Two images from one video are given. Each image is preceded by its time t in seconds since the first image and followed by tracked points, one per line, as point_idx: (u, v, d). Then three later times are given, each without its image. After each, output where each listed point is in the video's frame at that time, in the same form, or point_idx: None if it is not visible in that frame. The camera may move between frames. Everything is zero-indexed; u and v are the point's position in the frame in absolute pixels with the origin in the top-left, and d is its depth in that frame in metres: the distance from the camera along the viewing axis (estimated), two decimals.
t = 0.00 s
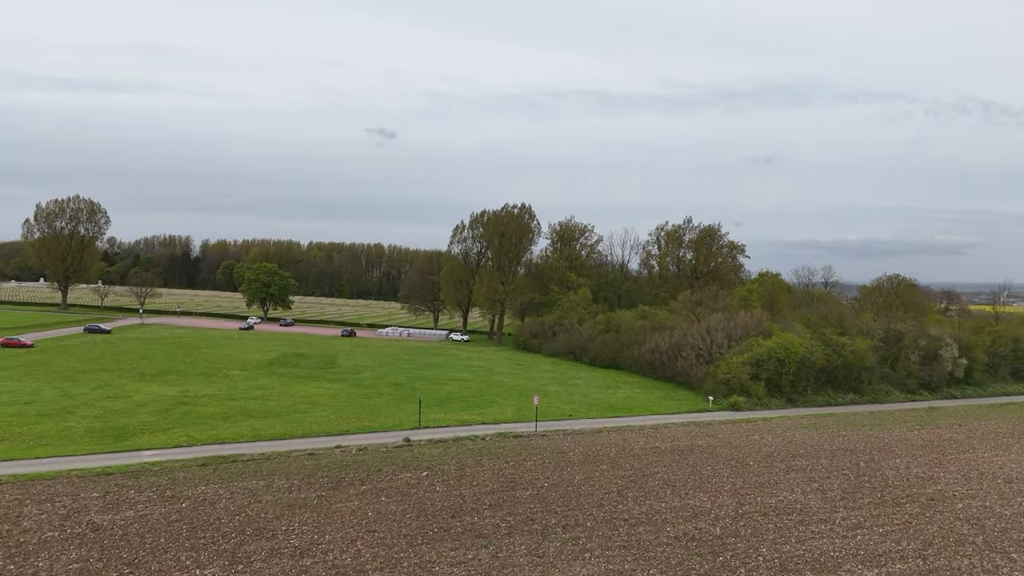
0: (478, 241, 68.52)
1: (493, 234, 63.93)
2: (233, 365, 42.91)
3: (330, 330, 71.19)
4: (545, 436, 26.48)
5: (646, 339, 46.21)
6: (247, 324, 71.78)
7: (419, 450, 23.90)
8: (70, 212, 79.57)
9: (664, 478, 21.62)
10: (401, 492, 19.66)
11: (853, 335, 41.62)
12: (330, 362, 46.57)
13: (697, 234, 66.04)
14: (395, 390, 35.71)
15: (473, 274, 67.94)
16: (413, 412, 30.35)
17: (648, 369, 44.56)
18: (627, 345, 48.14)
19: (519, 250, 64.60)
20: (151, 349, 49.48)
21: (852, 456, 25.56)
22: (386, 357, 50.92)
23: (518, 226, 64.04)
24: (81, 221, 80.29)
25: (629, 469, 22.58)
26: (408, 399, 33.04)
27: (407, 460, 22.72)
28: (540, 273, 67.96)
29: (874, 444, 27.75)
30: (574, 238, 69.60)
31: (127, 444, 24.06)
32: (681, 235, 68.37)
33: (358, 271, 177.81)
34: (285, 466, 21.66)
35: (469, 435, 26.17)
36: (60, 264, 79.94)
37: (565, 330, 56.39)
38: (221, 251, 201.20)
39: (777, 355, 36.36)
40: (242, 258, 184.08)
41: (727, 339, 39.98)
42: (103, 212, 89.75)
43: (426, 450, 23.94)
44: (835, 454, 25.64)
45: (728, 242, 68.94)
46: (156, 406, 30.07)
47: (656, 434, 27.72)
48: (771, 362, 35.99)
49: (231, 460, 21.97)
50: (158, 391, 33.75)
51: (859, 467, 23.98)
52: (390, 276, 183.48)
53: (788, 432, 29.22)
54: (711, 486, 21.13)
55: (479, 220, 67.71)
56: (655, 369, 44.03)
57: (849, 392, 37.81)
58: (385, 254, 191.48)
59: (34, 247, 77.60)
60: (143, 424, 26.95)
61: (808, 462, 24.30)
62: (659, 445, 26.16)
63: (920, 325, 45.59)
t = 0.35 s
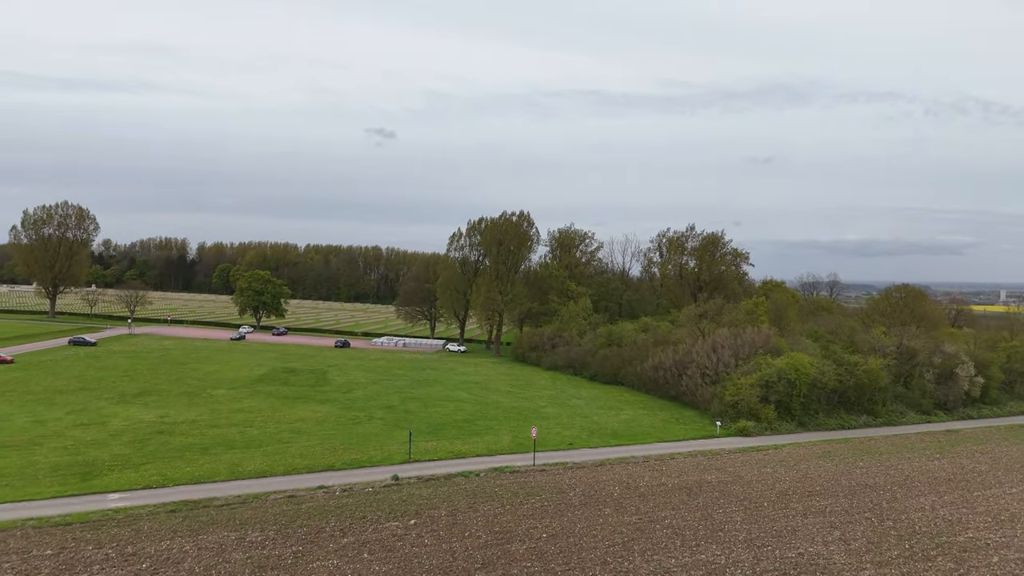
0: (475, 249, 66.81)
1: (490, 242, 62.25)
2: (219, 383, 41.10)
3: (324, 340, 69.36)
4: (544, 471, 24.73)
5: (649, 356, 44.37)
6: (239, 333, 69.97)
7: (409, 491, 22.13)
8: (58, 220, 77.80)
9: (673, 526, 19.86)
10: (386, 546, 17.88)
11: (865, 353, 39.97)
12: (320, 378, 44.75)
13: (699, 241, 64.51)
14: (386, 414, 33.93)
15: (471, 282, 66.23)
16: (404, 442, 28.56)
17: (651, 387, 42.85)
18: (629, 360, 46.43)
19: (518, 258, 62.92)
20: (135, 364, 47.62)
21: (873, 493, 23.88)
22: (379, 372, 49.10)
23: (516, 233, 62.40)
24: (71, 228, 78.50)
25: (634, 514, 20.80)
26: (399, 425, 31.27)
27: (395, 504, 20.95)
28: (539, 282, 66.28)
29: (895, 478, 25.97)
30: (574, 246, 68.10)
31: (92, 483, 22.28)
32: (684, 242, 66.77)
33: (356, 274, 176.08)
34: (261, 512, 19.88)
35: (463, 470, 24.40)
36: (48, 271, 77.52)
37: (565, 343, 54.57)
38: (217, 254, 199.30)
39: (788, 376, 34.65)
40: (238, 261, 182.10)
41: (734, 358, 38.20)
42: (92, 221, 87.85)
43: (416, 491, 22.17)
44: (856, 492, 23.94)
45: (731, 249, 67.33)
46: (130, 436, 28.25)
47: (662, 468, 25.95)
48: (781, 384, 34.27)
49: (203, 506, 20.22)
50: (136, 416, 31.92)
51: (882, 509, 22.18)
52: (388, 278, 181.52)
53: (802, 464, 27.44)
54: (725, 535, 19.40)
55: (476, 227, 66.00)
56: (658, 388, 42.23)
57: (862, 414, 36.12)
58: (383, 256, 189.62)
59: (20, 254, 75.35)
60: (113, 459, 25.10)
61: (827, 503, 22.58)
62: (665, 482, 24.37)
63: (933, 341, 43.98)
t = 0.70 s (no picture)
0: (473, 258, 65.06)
1: (489, 251, 60.65)
2: (204, 404, 39.30)
3: (318, 350, 67.58)
4: (543, 513, 22.96)
5: (653, 374, 42.59)
6: (231, 343, 68.18)
7: (397, 540, 20.33)
8: (48, 228, 75.95)
9: None
10: None
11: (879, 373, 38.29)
12: (311, 397, 42.97)
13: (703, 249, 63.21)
14: (377, 440, 32.15)
15: (468, 293, 64.49)
16: (394, 475, 26.79)
17: (655, 407, 41.15)
18: (631, 377, 44.72)
19: (517, 266, 61.23)
20: (120, 381, 45.85)
21: (899, 537, 22.15)
22: (373, 388, 47.33)
23: (515, 241, 60.77)
24: (60, 236, 76.39)
25: (642, 567, 19.04)
26: (389, 456, 29.48)
27: (380, 556, 19.16)
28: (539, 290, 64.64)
29: (920, 518, 24.19)
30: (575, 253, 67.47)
31: (53, 530, 20.57)
32: (687, 250, 65.30)
33: (354, 277, 174.49)
34: (233, 568, 18.10)
35: (455, 513, 22.63)
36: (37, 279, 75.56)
37: (566, 357, 52.79)
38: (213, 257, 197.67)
39: (800, 400, 32.94)
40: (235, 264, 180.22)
41: (743, 378, 36.45)
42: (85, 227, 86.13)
43: (404, 539, 20.41)
44: (880, 536, 22.19)
45: (736, 257, 65.83)
46: (102, 470, 26.45)
47: (670, 507, 24.17)
48: (794, 408, 32.55)
49: (169, 562, 18.48)
50: (111, 445, 30.11)
51: (911, 559, 20.39)
52: (387, 281, 179.83)
53: (819, 500, 25.65)
54: None
55: (474, 235, 64.25)
56: (663, 408, 40.47)
57: (878, 439, 34.42)
58: (382, 259, 187.72)
59: (8, 261, 73.54)
60: (80, 499, 23.29)
61: (850, 550, 20.83)
62: (674, 525, 22.55)
63: (948, 358, 42.32)
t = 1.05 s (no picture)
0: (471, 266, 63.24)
1: (488, 259, 58.90)
2: (187, 426, 37.44)
3: (312, 360, 65.73)
4: (543, 561, 21.15)
5: (658, 393, 40.78)
6: (222, 354, 66.30)
7: None
8: (38, 236, 74.07)
9: None
10: None
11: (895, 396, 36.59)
12: (301, 416, 41.11)
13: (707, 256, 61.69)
14: (367, 470, 30.31)
15: (466, 302, 62.67)
16: (382, 514, 24.97)
17: (661, 428, 39.39)
18: (635, 395, 42.97)
19: (516, 275, 59.39)
20: (103, 398, 44.03)
21: None
22: (367, 405, 45.46)
23: (514, 250, 58.95)
24: (51, 245, 74.61)
25: None
26: (379, 489, 27.65)
27: None
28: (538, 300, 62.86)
29: (949, 563, 22.33)
30: (575, 261, 66.69)
31: None
32: (691, 257, 63.70)
33: (352, 280, 172.88)
34: None
35: (447, 562, 20.82)
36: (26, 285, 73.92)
37: (567, 371, 50.94)
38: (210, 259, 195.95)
39: (815, 426, 31.15)
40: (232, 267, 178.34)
41: (753, 401, 34.65)
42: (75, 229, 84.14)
43: None
44: None
45: (741, 266, 64.20)
46: (70, 509, 24.62)
47: (680, 551, 22.36)
48: (809, 435, 30.77)
49: None
50: (84, 477, 28.27)
51: None
52: (385, 284, 178.17)
53: (840, 542, 23.79)
54: None
55: (472, 243, 62.40)
56: (670, 429, 38.68)
57: (896, 465, 32.70)
58: (381, 260, 185.61)
59: None
60: (41, 545, 21.47)
61: None
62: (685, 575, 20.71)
63: (965, 377, 40.62)
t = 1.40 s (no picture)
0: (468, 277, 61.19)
1: (486, 269, 57.03)
2: (169, 451, 35.58)
3: (306, 372, 63.86)
4: None
5: (663, 415, 38.96)
6: (213, 365, 64.41)
7: None
8: (24, 243, 71.91)
9: None
10: None
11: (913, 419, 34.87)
12: (290, 438, 39.26)
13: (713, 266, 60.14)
14: (356, 504, 28.47)
15: (464, 313, 60.74)
16: (371, 558, 23.20)
17: (667, 452, 37.61)
18: (639, 415, 41.18)
19: (516, 286, 57.46)
20: (84, 418, 42.17)
21: None
22: (360, 424, 43.62)
23: (514, 259, 57.13)
24: (37, 252, 72.32)
25: None
26: (368, 528, 25.83)
27: None
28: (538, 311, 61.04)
29: None
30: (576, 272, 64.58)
31: None
32: (696, 267, 62.06)
33: (350, 283, 171.24)
34: None
35: None
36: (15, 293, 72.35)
37: (568, 387, 49.10)
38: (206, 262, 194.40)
39: (832, 456, 29.33)
40: (229, 270, 176.55)
41: (765, 426, 32.83)
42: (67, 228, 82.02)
43: None
44: None
45: (746, 276, 62.54)
46: (33, 554, 22.81)
47: None
48: (826, 465, 28.96)
49: None
50: (52, 514, 26.39)
51: None
52: (383, 288, 176.47)
53: None
54: None
55: (471, 251, 60.48)
56: (676, 454, 36.85)
57: (917, 496, 30.92)
58: (380, 264, 183.50)
59: None
60: None
61: None
62: None
63: (984, 398, 38.90)
